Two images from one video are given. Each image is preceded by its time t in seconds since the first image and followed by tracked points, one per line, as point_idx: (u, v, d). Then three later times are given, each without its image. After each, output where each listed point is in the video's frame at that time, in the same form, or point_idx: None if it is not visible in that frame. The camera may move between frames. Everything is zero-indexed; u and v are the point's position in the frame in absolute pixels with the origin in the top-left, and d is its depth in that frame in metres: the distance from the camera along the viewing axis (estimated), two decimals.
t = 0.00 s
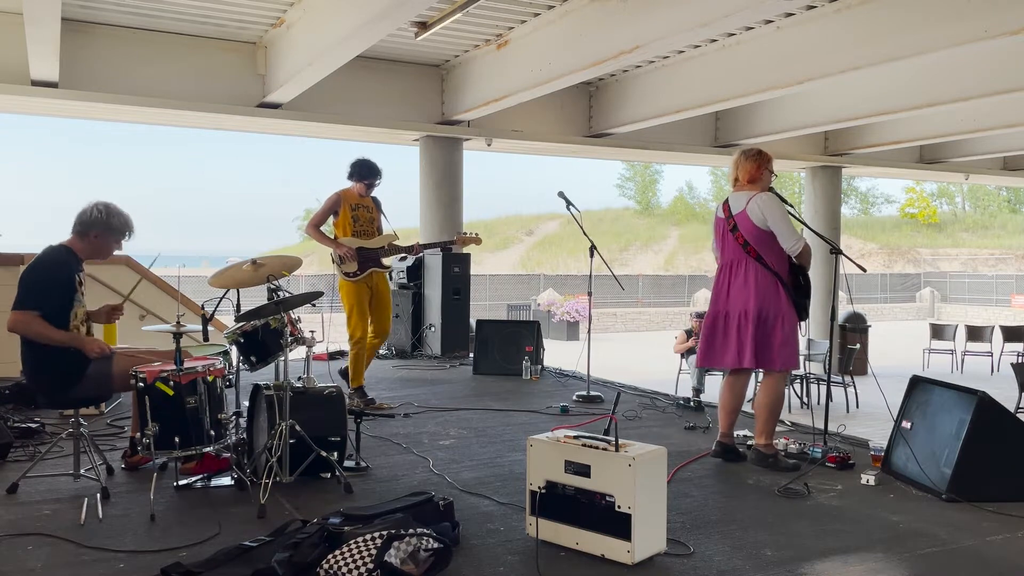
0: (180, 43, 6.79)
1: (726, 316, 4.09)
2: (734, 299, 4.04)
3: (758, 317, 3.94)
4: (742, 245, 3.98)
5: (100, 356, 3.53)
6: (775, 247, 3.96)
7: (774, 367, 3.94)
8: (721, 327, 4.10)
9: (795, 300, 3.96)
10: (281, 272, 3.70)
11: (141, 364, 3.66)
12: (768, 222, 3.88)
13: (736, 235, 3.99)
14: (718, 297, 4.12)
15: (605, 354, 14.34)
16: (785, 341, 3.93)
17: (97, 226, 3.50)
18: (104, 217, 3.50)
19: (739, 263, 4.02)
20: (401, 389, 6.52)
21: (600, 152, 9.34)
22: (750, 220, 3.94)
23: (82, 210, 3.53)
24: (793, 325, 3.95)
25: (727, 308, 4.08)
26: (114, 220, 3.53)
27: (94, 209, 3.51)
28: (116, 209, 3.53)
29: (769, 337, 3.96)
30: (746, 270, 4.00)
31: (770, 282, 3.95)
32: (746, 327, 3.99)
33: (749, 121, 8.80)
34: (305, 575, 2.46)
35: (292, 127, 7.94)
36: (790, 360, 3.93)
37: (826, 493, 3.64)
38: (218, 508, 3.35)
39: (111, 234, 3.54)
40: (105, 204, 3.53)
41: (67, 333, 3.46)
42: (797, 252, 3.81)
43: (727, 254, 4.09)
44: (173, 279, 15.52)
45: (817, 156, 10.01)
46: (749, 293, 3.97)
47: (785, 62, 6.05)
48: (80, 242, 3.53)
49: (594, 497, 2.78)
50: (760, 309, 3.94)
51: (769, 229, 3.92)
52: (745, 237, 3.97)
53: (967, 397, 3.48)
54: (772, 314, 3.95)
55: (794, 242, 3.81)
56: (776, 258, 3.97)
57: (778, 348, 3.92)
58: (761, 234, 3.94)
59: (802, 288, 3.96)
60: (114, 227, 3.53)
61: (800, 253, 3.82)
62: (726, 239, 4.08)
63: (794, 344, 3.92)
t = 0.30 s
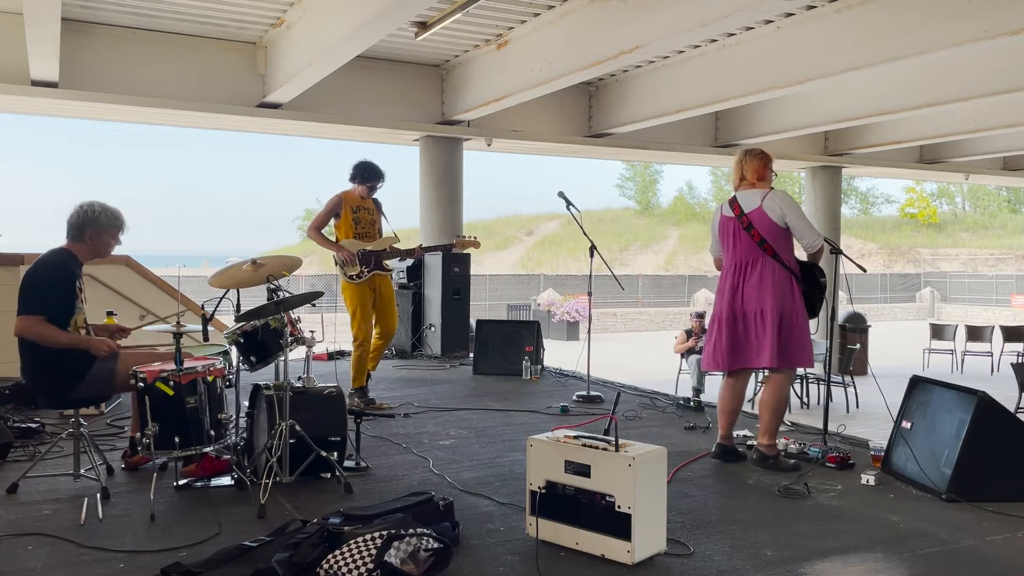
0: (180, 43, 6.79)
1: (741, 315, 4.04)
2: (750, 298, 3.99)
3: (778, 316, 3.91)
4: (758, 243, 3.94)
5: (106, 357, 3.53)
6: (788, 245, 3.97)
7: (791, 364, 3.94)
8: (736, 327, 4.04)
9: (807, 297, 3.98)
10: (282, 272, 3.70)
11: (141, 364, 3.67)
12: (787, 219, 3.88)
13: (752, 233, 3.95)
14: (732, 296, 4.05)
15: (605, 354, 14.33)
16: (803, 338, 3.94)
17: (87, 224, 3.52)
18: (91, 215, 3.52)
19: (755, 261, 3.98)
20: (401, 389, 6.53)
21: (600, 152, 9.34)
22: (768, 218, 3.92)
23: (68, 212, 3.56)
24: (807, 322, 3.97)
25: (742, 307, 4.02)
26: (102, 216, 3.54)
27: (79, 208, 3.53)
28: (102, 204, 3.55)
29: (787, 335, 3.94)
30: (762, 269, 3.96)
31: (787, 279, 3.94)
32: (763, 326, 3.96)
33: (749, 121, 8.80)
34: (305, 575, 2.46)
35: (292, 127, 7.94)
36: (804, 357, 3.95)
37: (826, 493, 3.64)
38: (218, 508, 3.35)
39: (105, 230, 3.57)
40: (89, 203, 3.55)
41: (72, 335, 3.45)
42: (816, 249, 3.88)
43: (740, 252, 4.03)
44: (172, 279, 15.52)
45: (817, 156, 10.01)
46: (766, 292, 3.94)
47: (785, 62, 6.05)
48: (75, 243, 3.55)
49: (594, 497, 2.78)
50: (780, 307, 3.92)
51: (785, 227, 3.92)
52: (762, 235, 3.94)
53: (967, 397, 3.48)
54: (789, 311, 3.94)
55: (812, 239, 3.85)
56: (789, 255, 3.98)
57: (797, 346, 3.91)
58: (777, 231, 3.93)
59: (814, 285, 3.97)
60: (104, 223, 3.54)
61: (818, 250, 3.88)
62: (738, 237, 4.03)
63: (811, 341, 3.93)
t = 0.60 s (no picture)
0: (181, 43, 6.79)
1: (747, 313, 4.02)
2: (757, 297, 3.98)
3: (786, 314, 3.93)
4: (765, 241, 3.94)
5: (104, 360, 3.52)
6: (792, 243, 4.00)
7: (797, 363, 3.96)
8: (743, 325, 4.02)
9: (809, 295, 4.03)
10: (282, 272, 3.71)
11: (142, 364, 3.66)
12: (795, 218, 3.92)
13: (760, 231, 3.94)
14: (739, 295, 4.03)
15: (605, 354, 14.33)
16: (807, 335, 3.97)
17: (91, 226, 3.51)
18: (96, 216, 3.51)
19: (762, 260, 3.97)
20: (401, 389, 6.52)
21: (600, 152, 9.34)
22: (775, 216, 3.93)
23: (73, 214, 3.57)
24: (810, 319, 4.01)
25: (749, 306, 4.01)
26: (108, 219, 3.54)
27: (84, 210, 3.53)
28: (108, 208, 3.54)
29: (793, 333, 3.96)
30: (769, 267, 3.95)
31: (793, 278, 3.96)
32: (770, 325, 3.96)
33: (749, 121, 8.80)
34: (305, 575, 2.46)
35: (292, 127, 7.94)
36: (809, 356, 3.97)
37: (825, 493, 3.64)
38: (218, 508, 3.35)
39: (108, 234, 3.56)
40: (96, 205, 3.55)
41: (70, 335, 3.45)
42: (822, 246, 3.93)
43: (746, 251, 4.01)
44: (172, 279, 15.52)
45: (817, 156, 10.01)
46: (773, 290, 3.94)
47: (785, 62, 6.04)
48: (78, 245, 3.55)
49: (594, 497, 2.78)
50: (787, 305, 3.93)
51: (792, 224, 3.96)
52: (769, 233, 3.93)
53: (967, 397, 3.48)
54: (795, 309, 3.96)
55: (817, 237, 3.91)
56: (793, 254, 4.00)
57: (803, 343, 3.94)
58: (784, 230, 3.94)
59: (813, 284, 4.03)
60: (109, 226, 3.54)
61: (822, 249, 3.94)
62: (745, 236, 4.01)
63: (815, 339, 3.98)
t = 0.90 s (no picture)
0: (181, 43, 6.79)
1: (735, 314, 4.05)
2: (745, 298, 4.01)
3: (774, 315, 3.93)
4: (753, 243, 3.95)
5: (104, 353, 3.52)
6: (782, 245, 3.99)
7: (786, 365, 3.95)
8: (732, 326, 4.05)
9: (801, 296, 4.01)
10: (282, 272, 3.70)
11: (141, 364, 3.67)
12: (782, 222, 3.89)
13: (747, 233, 3.96)
14: (728, 295, 4.07)
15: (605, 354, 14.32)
16: (798, 336, 3.97)
17: (83, 220, 3.53)
18: (86, 209, 3.52)
19: (749, 261, 3.99)
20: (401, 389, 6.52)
21: (599, 152, 9.33)
22: (762, 218, 3.93)
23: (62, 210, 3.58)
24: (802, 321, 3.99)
25: (737, 306, 4.04)
26: (98, 210, 3.55)
27: (74, 203, 3.54)
28: (98, 199, 3.55)
29: (783, 334, 3.95)
30: (757, 268, 3.97)
31: (782, 279, 3.96)
32: (758, 326, 3.98)
33: (749, 121, 8.79)
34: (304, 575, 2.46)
35: (292, 127, 7.94)
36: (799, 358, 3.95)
37: (826, 493, 3.64)
38: (218, 508, 3.35)
39: (101, 225, 3.57)
40: (86, 197, 3.56)
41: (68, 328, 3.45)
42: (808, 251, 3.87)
43: (735, 252, 4.04)
44: (172, 279, 15.51)
45: (817, 156, 10.01)
46: (761, 291, 3.96)
47: (785, 62, 6.04)
48: (72, 239, 3.56)
49: (594, 497, 2.78)
50: (775, 306, 3.93)
51: (779, 228, 3.92)
52: (756, 235, 3.94)
53: (967, 396, 3.48)
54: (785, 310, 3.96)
55: (804, 241, 3.84)
56: (784, 255, 3.99)
57: (793, 344, 3.93)
58: (772, 232, 3.93)
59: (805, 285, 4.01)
60: (101, 218, 3.55)
61: (811, 252, 3.87)
62: (734, 236, 4.03)
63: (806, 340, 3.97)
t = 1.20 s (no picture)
0: (181, 44, 6.79)
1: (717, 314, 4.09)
2: (726, 299, 4.04)
3: (750, 317, 3.95)
4: (735, 245, 3.97)
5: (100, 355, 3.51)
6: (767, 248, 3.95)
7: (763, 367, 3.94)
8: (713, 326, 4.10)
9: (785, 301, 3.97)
10: (282, 272, 3.70)
11: (142, 364, 3.64)
12: (763, 225, 3.87)
13: (730, 234, 3.99)
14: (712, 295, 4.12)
15: (605, 354, 14.32)
16: (776, 340, 3.94)
17: (83, 220, 3.53)
18: (86, 210, 3.52)
19: (732, 262, 4.02)
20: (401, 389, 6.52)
21: (599, 152, 9.33)
22: (744, 220, 3.94)
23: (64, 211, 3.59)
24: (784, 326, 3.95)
25: (719, 307, 4.08)
26: (98, 211, 3.55)
27: (74, 204, 3.54)
28: (98, 200, 3.55)
29: (761, 336, 3.94)
30: (738, 269, 4.00)
31: (762, 282, 3.95)
32: (736, 326, 4.00)
33: (749, 121, 8.80)
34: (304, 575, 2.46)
35: (292, 127, 7.94)
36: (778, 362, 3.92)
37: (825, 493, 3.64)
38: (218, 509, 3.35)
39: (101, 225, 3.57)
40: (85, 198, 3.56)
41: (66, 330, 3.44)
42: (784, 256, 3.79)
43: (721, 253, 4.08)
44: (173, 279, 15.51)
45: (817, 157, 10.01)
46: (741, 293, 3.98)
47: (785, 62, 6.04)
48: (73, 240, 3.57)
49: (594, 497, 2.78)
50: (752, 308, 3.94)
51: (761, 231, 3.91)
52: (738, 236, 3.96)
53: (967, 396, 3.48)
54: (764, 314, 3.94)
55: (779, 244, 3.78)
56: (769, 259, 3.97)
57: (770, 347, 3.92)
58: (754, 235, 3.93)
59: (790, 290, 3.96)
60: (100, 218, 3.55)
61: (788, 257, 3.79)
62: (720, 237, 4.08)
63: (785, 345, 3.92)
